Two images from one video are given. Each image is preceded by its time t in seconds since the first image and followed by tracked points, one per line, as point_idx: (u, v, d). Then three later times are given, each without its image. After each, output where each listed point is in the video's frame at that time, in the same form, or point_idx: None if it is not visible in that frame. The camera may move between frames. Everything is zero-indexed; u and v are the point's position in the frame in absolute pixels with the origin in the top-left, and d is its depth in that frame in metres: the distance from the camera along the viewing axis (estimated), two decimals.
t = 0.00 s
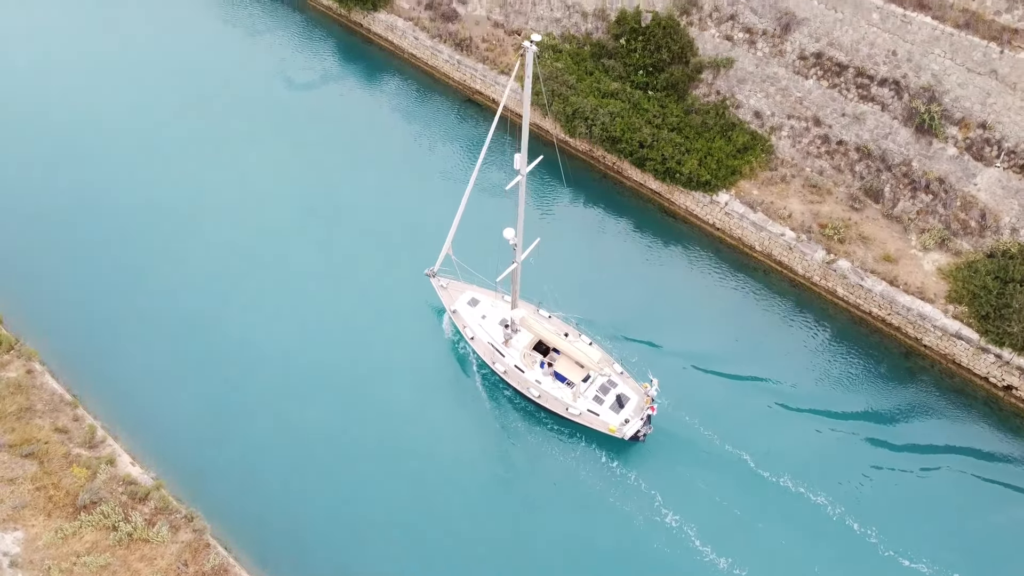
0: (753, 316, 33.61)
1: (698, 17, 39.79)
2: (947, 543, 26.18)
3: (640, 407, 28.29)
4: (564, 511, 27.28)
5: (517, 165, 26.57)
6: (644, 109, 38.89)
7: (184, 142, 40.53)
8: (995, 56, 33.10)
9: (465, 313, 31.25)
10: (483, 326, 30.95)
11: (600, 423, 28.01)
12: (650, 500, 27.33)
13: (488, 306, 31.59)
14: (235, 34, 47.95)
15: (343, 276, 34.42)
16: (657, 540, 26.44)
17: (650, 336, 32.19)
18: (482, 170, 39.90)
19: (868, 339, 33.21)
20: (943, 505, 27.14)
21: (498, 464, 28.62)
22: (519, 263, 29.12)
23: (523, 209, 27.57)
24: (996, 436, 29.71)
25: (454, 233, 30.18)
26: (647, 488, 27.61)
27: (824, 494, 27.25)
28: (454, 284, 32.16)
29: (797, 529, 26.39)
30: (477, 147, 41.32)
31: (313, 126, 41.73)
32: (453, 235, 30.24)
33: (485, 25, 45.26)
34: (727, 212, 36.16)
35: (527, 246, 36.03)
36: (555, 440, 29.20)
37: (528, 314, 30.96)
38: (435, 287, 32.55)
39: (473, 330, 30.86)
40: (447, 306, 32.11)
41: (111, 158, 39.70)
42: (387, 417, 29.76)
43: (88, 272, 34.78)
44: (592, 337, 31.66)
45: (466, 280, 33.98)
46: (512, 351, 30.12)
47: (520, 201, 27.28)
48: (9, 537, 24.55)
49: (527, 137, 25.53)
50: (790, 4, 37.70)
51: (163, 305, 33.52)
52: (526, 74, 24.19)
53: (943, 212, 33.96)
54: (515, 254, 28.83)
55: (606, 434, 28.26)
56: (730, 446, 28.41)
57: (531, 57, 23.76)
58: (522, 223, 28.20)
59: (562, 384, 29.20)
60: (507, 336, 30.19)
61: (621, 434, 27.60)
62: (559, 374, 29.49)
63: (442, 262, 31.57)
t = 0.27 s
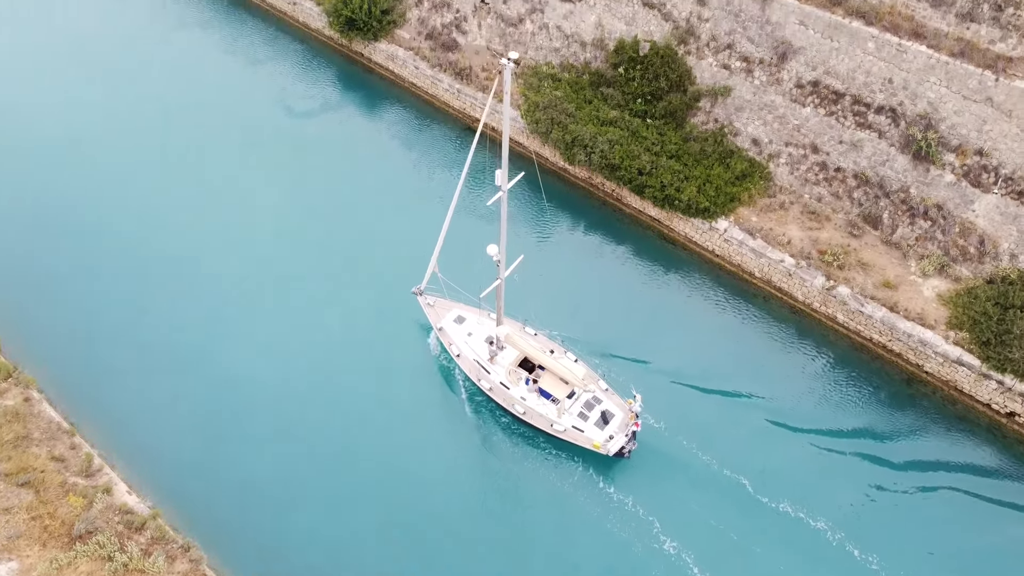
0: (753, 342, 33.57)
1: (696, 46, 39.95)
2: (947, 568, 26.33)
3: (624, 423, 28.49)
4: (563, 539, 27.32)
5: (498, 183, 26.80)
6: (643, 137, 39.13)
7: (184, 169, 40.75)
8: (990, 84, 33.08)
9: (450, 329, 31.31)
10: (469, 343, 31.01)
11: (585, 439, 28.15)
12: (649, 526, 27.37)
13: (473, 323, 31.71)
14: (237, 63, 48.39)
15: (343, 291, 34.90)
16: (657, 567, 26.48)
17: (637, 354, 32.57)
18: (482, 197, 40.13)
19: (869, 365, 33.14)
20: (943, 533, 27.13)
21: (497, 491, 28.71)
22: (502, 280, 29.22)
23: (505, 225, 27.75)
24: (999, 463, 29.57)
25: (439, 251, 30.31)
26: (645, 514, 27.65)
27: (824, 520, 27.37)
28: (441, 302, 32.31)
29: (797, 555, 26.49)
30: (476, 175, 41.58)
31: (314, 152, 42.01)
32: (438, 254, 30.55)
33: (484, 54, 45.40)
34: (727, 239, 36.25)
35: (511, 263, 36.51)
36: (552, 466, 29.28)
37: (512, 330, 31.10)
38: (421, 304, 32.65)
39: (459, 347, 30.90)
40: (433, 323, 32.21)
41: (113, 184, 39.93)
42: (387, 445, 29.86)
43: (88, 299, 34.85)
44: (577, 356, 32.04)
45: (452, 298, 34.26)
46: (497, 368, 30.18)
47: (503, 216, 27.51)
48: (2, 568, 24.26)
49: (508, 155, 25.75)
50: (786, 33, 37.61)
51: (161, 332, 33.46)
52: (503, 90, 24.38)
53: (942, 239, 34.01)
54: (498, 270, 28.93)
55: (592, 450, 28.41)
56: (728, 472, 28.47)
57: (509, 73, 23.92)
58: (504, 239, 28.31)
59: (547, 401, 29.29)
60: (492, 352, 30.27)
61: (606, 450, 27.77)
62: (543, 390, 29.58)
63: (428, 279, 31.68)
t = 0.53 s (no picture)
0: (753, 358, 33.53)
1: (694, 63, 40.21)
2: None
3: (609, 429, 28.51)
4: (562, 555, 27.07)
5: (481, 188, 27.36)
6: (642, 154, 39.32)
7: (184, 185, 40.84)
8: (988, 101, 33.21)
9: (437, 337, 31.50)
10: (455, 350, 31.17)
11: (569, 445, 28.17)
12: (646, 541, 27.22)
13: (460, 330, 31.91)
14: (238, 80, 48.66)
15: (343, 307, 34.86)
16: None
17: (622, 361, 32.80)
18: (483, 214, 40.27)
19: (870, 381, 33.07)
20: (942, 548, 27.00)
21: (496, 507, 28.48)
22: (487, 285, 29.58)
23: (488, 230, 28.23)
24: (1001, 479, 29.45)
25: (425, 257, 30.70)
26: (643, 529, 27.52)
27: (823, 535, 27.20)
28: (428, 309, 32.56)
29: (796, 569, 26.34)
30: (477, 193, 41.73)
31: (314, 169, 42.17)
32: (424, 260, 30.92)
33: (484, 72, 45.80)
34: (727, 255, 36.30)
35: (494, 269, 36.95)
36: (551, 480, 29.06)
37: (499, 337, 31.30)
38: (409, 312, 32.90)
39: (446, 355, 31.07)
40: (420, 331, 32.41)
41: (113, 201, 40.01)
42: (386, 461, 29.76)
43: (87, 316, 34.82)
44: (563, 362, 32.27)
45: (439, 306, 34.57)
46: (483, 375, 30.32)
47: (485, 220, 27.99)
48: None
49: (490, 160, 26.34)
50: (785, 51, 37.85)
51: (160, 348, 33.38)
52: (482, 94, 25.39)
53: (942, 255, 34.05)
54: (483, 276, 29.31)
55: (577, 456, 28.41)
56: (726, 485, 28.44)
57: (488, 78, 25.01)
58: (488, 245, 28.70)
59: (532, 407, 29.39)
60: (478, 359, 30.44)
61: (590, 456, 27.78)
62: (529, 396, 29.70)
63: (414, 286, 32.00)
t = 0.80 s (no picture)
0: (754, 375, 33.40)
1: (694, 81, 40.41)
2: None
3: (594, 435, 28.67)
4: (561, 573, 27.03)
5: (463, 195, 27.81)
6: (642, 171, 39.45)
7: (184, 202, 40.94)
8: (986, 118, 33.49)
9: (424, 345, 31.68)
10: (442, 358, 31.31)
11: (555, 451, 28.35)
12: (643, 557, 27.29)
13: (447, 338, 32.06)
14: (239, 98, 48.86)
15: (342, 324, 34.78)
16: None
17: (607, 368, 33.04)
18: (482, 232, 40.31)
19: (871, 398, 32.96)
20: (938, 562, 27.28)
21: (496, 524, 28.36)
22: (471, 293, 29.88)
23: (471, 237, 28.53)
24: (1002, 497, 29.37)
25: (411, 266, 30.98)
26: (641, 544, 27.56)
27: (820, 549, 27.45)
28: (416, 318, 32.78)
29: None
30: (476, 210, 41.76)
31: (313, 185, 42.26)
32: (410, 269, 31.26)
33: (484, 90, 46.06)
34: (727, 271, 36.28)
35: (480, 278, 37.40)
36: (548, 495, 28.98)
37: (485, 344, 31.37)
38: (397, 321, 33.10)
39: (433, 362, 31.22)
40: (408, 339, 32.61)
41: (113, 217, 40.06)
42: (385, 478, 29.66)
43: (86, 333, 34.75)
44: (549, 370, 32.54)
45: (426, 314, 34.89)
46: (469, 382, 30.47)
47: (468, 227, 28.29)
48: None
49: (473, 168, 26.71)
50: (784, 69, 38.06)
51: (159, 365, 33.28)
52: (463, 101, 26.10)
53: (942, 271, 34.05)
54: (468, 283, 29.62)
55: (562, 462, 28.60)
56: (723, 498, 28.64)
57: (469, 85, 25.82)
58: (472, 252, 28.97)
59: (518, 414, 29.53)
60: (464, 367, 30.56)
61: (575, 462, 27.97)
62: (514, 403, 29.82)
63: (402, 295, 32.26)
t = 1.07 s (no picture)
0: (756, 389, 33.31)
1: (695, 96, 40.59)
2: None
3: (583, 440, 28.68)
4: None
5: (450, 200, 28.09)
6: (643, 185, 39.56)
7: (186, 214, 41.09)
8: (987, 132, 33.52)
9: (414, 350, 31.68)
10: (432, 363, 31.31)
11: (543, 456, 28.35)
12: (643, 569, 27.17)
13: (437, 344, 32.07)
14: (242, 112, 49.13)
15: (343, 337, 34.75)
16: None
17: (595, 373, 33.22)
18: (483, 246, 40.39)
19: (875, 413, 32.83)
20: None
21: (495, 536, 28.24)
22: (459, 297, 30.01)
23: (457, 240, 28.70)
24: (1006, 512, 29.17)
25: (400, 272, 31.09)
26: (640, 557, 27.46)
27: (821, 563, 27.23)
28: (407, 324, 32.83)
29: None
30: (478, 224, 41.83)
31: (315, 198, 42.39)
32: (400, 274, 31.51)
33: (486, 105, 46.32)
34: (728, 285, 36.24)
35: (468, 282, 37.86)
36: (547, 508, 28.88)
37: (474, 350, 31.41)
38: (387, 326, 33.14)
39: (423, 368, 31.22)
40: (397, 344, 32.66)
41: (116, 230, 40.20)
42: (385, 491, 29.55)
43: (88, 346, 34.78)
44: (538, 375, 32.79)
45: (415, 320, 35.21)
46: (458, 387, 30.45)
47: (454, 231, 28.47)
48: None
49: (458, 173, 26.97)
50: (784, 83, 38.22)
51: (161, 378, 33.30)
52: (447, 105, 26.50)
53: (944, 285, 34.01)
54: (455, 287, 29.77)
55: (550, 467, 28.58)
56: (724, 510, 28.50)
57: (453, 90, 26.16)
58: (459, 257, 29.10)
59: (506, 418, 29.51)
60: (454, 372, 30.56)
61: (563, 467, 27.95)
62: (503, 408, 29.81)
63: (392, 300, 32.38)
